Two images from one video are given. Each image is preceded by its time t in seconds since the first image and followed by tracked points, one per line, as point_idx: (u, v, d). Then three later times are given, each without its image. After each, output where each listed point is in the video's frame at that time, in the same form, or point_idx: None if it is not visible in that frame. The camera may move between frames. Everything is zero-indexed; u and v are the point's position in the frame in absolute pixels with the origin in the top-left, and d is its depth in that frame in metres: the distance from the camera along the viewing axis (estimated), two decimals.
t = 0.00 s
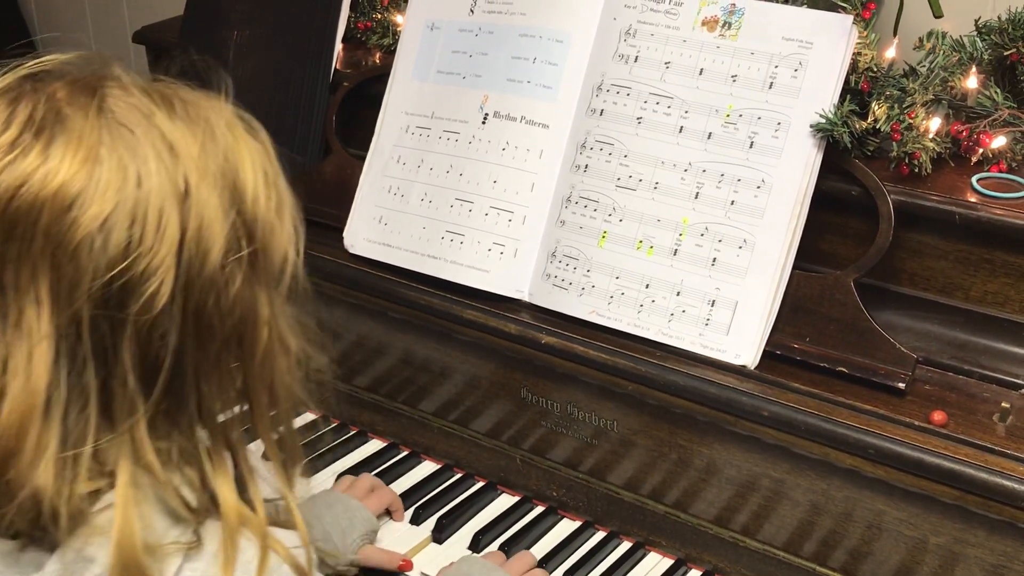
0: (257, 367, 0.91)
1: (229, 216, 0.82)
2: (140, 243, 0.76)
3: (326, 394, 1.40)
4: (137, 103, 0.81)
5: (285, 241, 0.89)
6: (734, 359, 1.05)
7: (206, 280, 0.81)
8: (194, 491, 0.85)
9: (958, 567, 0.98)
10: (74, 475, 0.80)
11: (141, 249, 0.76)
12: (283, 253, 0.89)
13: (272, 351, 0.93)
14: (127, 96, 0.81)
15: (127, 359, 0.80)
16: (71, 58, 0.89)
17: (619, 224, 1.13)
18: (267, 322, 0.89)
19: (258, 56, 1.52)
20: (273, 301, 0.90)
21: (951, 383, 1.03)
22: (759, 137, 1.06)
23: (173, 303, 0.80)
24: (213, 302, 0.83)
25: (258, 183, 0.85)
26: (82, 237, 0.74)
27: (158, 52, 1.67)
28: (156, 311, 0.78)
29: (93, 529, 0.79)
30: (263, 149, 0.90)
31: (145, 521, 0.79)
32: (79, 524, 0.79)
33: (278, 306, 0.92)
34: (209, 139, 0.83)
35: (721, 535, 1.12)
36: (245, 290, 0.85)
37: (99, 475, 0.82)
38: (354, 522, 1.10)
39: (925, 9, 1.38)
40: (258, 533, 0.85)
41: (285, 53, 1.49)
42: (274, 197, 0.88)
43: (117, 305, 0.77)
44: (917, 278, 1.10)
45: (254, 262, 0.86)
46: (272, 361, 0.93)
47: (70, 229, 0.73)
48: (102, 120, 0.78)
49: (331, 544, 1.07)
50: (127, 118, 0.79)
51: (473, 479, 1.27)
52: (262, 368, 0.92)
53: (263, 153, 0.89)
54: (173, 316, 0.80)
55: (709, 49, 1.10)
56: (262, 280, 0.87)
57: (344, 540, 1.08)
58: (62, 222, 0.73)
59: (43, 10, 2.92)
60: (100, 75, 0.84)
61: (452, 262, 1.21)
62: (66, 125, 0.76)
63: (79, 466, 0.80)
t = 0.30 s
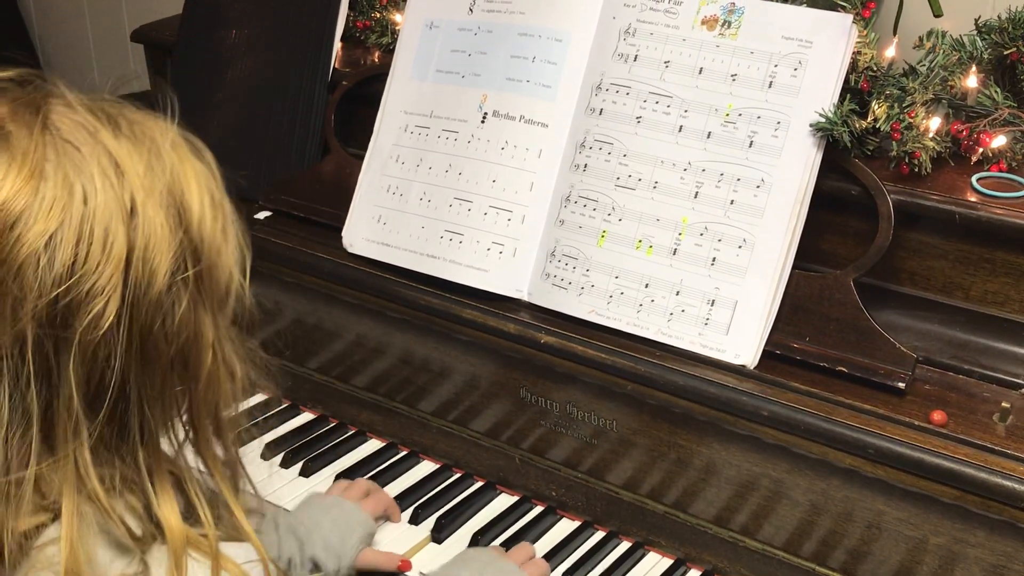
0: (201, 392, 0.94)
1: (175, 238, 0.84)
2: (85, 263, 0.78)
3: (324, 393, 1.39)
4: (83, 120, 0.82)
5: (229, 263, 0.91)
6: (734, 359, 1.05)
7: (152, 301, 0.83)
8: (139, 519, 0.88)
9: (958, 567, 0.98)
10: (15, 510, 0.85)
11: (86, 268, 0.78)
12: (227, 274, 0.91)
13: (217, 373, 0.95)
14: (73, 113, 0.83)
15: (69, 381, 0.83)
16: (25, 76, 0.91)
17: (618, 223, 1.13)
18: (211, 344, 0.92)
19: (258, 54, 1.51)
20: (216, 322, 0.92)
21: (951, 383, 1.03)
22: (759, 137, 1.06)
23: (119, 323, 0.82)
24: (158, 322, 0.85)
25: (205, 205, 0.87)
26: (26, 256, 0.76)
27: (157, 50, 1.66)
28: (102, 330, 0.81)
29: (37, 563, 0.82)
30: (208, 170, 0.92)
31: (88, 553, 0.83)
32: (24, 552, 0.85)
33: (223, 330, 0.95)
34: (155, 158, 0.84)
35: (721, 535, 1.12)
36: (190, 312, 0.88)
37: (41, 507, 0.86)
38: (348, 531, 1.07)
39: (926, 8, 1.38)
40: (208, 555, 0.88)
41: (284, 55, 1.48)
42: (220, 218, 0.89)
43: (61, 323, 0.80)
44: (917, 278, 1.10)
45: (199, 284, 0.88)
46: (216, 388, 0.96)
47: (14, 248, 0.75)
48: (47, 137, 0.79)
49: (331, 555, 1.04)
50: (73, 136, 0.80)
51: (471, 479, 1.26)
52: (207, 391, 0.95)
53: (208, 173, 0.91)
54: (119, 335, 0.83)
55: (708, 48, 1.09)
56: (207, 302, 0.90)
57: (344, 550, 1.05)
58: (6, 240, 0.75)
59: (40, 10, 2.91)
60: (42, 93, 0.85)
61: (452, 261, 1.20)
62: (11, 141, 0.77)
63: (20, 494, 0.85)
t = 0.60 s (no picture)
0: (204, 409, 0.91)
1: (174, 252, 0.83)
2: (86, 277, 0.76)
3: (323, 390, 1.39)
4: (76, 136, 0.83)
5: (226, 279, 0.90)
6: (734, 356, 1.05)
7: (152, 316, 0.81)
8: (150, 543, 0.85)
9: (959, 564, 0.98)
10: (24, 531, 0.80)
11: (88, 282, 0.77)
12: (226, 291, 0.90)
13: (217, 392, 0.93)
14: (67, 130, 0.83)
15: (75, 400, 0.79)
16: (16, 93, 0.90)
17: (618, 220, 1.12)
18: (212, 362, 0.89)
19: (256, 51, 1.51)
20: (216, 339, 0.90)
21: (951, 380, 1.03)
22: (759, 133, 1.06)
23: (122, 338, 0.80)
24: (160, 338, 0.83)
25: (200, 220, 0.86)
26: (27, 271, 0.74)
27: (156, 47, 1.66)
28: (106, 348, 0.78)
29: None
30: (201, 188, 0.92)
31: None
32: None
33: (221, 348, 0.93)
34: (150, 174, 0.84)
35: (720, 532, 1.11)
36: (192, 327, 0.86)
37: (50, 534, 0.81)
38: (357, 543, 1.05)
39: (926, 5, 1.38)
40: None
41: (282, 51, 1.48)
42: (215, 233, 0.88)
43: (64, 340, 0.77)
44: (917, 275, 1.10)
45: (198, 300, 0.86)
46: (219, 404, 0.94)
47: (14, 264, 0.74)
48: (43, 154, 0.79)
49: (342, 571, 1.01)
50: (69, 153, 0.80)
51: (470, 476, 1.26)
52: (210, 409, 0.92)
53: (202, 191, 0.90)
54: (123, 351, 0.80)
55: (709, 44, 1.09)
56: (206, 318, 0.87)
57: (355, 563, 1.03)
58: (6, 257, 0.74)
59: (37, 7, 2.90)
60: (36, 112, 0.86)
61: (451, 258, 1.20)
62: (7, 157, 0.77)
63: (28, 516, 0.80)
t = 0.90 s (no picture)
0: (251, 403, 0.91)
1: (221, 248, 0.81)
2: (138, 277, 0.75)
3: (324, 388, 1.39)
4: (122, 127, 0.80)
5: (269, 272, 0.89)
6: (734, 354, 1.05)
7: (201, 313, 0.80)
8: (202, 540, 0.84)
9: (959, 562, 0.98)
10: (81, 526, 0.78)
11: (140, 282, 0.75)
12: (268, 283, 0.89)
13: (264, 383, 0.93)
14: (111, 121, 0.80)
15: (129, 398, 0.79)
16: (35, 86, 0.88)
17: (618, 218, 1.12)
18: (257, 355, 0.89)
19: (254, 49, 1.51)
20: (261, 332, 0.90)
21: (952, 378, 1.03)
22: (759, 131, 1.06)
23: (174, 336, 0.79)
24: (209, 334, 0.82)
25: (245, 213, 0.84)
26: (80, 272, 0.72)
27: (155, 44, 1.66)
28: (157, 347, 0.77)
29: None
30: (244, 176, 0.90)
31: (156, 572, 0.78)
32: None
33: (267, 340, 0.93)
34: (196, 167, 0.82)
35: (720, 530, 1.11)
36: (238, 322, 0.85)
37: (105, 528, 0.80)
38: (364, 539, 1.05)
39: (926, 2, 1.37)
40: None
41: (284, 51, 1.49)
42: (260, 225, 0.87)
43: (118, 340, 0.76)
44: (917, 273, 1.10)
45: (244, 294, 0.85)
46: (264, 400, 0.94)
47: (66, 265, 0.72)
48: (90, 148, 0.76)
49: (347, 568, 1.02)
50: (116, 146, 0.77)
51: (470, 474, 1.26)
52: (255, 404, 0.92)
53: (245, 181, 0.88)
54: (173, 350, 0.80)
55: (709, 41, 1.09)
56: (251, 311, 0.87)
57: (362, 560, 1.03)
58: (57, 258, 0.72)
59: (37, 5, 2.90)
60: (80, 101, 0.83)
61: (450, 256, 1.20)
62: (56, 154, 0.75)
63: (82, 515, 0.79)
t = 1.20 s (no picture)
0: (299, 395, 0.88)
1: (278, 240, 0.80)
2: (201, 267, 0.74)
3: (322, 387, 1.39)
4: (186, 118, 0.80)
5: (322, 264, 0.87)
6: (732, 352, 1.05)
7: (261, 305, 0.79)
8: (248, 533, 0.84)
9: (957, 561, 0.98)
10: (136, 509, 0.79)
11: (202, 271, 0.74)
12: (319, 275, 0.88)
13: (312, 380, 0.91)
14: (175, 111, 0.80)
15: (189, 388, 0.78)
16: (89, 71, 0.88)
17: (616, 217, 1.12)
18: (310, 349, 0.87)
19: (252, 49, 1.51)
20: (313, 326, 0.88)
21: (948, 376, 1.03)
22: (757, 129, 1.06)
23: (234, 327, 0.78)
24: (266, 327, 0.81)
25: (299, 206, 0.83)
26: (146, 260, 0.72)
27: (152, 43, 1.66)
28: (218, 338, 0.77)
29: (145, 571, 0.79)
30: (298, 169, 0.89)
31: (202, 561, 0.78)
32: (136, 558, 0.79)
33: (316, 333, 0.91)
34: (256, 159, 0.81)
35: (718, 529, 1.11)
36: (293, 315, 0.83)
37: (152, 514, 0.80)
38: (360, 547, 1.05)
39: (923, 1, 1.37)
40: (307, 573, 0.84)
41: (282, 49, 1.48)
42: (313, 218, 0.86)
43: (182, 329, 0.76)
44: (915, 271, 1.10)
45: (300, 287, 0.84)
46: (311, 391, 0.91)
47: (132, 253, 0.72)
48: (156, 138, 0.76)
49: None
50: (181, 137, 0.77)
51: (469, 472, 1.26)
52: (304, 398, 0.89)
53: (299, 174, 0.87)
54: (233, 341, 0.79)
55: (707, 40, 1.09)
56: (306, 305, 0.86)
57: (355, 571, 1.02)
58: (124, 246, 0.72)
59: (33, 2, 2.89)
60: (141, 90, 0.83)
61: (449, 255, 1.20)
62: (124, 143, 0.75)
63: (139, 500, 0.79)
